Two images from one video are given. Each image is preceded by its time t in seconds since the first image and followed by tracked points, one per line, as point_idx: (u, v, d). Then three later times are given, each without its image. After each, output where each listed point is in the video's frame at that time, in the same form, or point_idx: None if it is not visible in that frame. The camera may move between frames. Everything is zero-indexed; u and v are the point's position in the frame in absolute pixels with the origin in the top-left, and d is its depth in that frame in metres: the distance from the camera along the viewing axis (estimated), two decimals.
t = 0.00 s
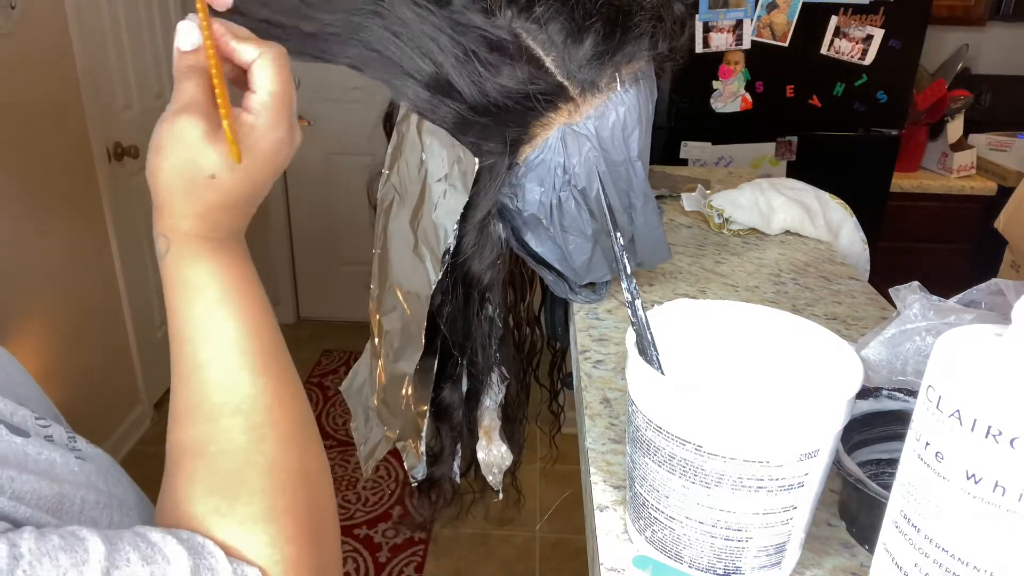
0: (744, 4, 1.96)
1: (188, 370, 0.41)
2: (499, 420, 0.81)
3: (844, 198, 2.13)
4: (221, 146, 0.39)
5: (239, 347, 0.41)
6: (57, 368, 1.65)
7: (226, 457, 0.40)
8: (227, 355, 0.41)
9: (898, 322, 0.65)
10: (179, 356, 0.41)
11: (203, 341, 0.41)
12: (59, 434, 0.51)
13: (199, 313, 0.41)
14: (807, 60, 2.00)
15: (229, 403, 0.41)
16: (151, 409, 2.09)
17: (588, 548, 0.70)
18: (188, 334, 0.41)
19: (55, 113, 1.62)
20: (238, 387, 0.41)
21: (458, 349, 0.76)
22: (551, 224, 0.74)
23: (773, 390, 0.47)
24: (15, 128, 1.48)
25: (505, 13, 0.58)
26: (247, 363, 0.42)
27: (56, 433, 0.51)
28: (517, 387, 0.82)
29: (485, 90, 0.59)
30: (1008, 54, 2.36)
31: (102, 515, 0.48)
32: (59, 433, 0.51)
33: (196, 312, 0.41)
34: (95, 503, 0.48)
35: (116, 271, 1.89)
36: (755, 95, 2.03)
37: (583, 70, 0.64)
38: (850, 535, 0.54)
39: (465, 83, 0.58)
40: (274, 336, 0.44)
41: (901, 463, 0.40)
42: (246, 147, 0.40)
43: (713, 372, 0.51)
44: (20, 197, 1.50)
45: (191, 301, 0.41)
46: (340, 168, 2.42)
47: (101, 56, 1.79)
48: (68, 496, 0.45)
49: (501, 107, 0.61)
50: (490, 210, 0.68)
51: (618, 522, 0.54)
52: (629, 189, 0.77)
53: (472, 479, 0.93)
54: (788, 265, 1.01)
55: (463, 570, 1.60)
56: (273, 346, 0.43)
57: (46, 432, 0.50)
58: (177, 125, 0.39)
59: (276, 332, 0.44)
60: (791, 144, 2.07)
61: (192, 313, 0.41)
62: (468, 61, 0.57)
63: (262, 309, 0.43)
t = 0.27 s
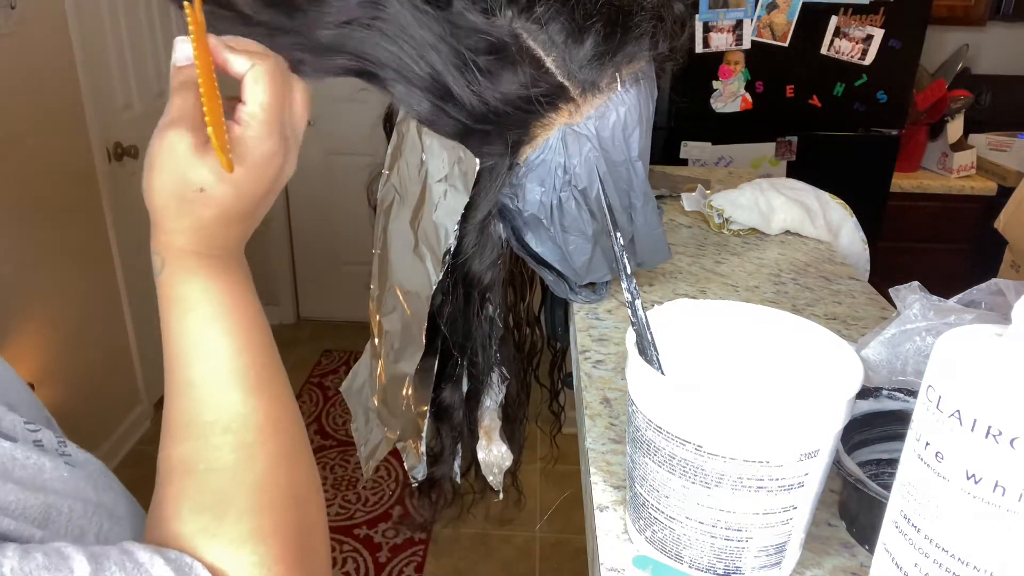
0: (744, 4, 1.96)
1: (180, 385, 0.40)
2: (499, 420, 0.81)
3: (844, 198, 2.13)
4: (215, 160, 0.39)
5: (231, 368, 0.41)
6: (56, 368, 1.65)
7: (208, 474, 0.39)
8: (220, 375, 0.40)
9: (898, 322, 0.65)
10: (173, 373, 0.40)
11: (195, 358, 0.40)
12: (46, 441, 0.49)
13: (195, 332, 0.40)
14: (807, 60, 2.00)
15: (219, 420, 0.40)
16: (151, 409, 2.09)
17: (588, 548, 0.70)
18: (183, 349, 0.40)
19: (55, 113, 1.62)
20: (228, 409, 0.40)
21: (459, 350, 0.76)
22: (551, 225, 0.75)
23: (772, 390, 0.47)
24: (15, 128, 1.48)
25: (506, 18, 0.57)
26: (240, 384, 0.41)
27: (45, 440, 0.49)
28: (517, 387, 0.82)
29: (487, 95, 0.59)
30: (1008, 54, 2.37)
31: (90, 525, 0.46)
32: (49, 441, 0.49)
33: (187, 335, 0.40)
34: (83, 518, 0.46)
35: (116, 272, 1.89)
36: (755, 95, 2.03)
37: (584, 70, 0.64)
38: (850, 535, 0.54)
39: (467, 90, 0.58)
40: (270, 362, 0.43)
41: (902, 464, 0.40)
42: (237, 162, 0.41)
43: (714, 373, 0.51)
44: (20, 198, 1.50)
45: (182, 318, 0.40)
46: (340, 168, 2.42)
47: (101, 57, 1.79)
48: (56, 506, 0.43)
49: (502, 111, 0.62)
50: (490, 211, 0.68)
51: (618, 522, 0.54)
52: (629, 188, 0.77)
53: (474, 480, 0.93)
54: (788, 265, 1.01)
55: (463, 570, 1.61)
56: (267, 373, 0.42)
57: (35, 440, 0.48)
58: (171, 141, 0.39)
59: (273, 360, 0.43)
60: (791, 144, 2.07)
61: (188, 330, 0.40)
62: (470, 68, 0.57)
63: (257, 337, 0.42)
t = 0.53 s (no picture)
0: (744, 4, 1.95)
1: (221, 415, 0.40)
2: (503, 422, 0.82)
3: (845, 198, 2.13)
4: (233, 198, 0.42)
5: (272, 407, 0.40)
6: (56, 369, 1.64)
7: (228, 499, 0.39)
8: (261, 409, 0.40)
9: (898, 322, 0.65)
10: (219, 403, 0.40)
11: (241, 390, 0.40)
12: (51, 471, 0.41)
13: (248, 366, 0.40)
14: (807, 59, 2.00)
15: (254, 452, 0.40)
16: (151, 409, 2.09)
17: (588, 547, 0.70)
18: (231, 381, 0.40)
19: (55, 113, 1.61)
20: (264, 446, 0.40)
21: (463, 354, 0.76)
22: (554, 226, 0.75)
23: (773, 391, 0.47)
24: (15, 128, 1.48)
25: (505, 21, 0.57)
26: (278, 420, 0.40)
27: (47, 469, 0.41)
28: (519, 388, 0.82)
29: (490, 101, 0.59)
30: (1008, 54, 2.37)
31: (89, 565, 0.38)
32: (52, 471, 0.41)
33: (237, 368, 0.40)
34: (70, 563, 0.37)
35: (116, 272, 1.89)
36: (755, 95, 2.03)
37: (585, 71, 0.63)
38: (850, 535, 0.54)
39: (469, 95, 0.57)
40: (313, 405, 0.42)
41: (902, 464, 0.40)
42: (259, 193, 0.43)
43: (714, 373, 0.51)
44: (20, 198, 1.50)
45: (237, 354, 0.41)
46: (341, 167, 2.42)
47: (101, 56, 1.79)
48: (41, 547, 0.37)
49: (505, 115, 0.61)
50: (493, 215, 0.68)
51: (618, 522, 0.54)
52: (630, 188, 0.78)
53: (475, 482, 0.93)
54: (788, 265, 1.01)
55: (463, 570, 1.61)
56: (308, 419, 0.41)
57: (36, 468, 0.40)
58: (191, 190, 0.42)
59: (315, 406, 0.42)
60: (791, 144, 2.07)
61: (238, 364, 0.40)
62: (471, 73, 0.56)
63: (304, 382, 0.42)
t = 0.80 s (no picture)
0: (744, 4, 1.96)
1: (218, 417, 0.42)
2: (504, 424, 0.82)
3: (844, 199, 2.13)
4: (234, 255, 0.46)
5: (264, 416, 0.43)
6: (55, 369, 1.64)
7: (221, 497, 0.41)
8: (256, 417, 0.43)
9: (898, 322, 0.65)
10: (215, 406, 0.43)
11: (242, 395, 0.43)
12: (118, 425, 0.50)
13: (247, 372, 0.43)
14: (807, 59, 2.00)
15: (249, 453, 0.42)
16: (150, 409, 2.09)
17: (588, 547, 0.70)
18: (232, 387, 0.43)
19: (55, 113, 1.62)
20: (258, 478, 0.42)
21: (465, 352, 0.76)
22: (556, 225, 0.75)
23: (774, 391, 0.47)
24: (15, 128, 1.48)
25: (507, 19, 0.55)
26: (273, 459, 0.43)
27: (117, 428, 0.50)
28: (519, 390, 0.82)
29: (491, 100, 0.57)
30: (1007, 54, 2.37)
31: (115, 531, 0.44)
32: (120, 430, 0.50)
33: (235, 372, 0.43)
34: (129, 514, 0.46)
35: (116, 272, 1.89)
36: (755, 95, 2.03)
37: (587, 70, 0.62)
38: (850, 535, 0.54)
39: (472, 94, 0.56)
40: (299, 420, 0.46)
41: (902, 464, 0.40)
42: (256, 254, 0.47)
43: (714, 373, 0.51)
44: (20, 198, 1.50)
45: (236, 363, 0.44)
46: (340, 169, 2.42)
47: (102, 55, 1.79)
48: (78, 506, 0.43)
49: (505, 116, 0.60)
50: (495, 215, 0.68)
51: (618, 522, 0.54)
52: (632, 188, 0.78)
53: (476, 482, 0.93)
54: (788, 265, 1.01)
55: (463, 570, 1.61)
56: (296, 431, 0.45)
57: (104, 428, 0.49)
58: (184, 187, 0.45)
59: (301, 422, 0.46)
60: (791, 144, 2.06)
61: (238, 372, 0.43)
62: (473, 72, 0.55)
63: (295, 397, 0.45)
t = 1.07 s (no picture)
0: (744, 4, 1.96)
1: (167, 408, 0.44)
2: (505, 426, 0.81)
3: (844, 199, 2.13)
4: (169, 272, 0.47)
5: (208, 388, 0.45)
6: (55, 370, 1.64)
7: (208, 474, 0.43)
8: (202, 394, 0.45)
9: (898, 322, 0.65)
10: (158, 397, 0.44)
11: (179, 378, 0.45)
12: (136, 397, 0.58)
13: (179, 353, 0.45)
14: (807, 60, 2.00)
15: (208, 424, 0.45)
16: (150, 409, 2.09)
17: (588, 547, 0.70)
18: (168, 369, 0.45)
19: (54, 113, 1.62)
20: (217, 443, 0.45)
21: (464, 354, 0.76)
22: (555, 227, 0.75)
23: (773, 391, 0.47)
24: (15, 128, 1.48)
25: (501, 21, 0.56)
26: (225, 421, 0.45)
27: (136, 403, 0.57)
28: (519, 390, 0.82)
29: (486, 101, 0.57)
30: (1008, 54, 2.37)
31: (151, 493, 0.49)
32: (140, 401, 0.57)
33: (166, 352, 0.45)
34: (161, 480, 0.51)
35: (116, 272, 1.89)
36: (755, 95, 2.03)
37: (583, 71, 0.62)
38: (850, 535, 0.54)
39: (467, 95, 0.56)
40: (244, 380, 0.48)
41: (902, 464, 0.40)
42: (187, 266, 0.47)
43: (714, 373, 0.51)
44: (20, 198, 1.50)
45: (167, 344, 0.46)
46: (340, 169, 2.42)
47: (102, 55, 1.80)
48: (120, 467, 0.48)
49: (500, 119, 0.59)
50: (494, 217, 0.67)
51: (618, 522, 0.54)
52: (630, 188, 0.78)
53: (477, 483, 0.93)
54: (788, 265, 1.01)
55: (464, 570, 1.60)
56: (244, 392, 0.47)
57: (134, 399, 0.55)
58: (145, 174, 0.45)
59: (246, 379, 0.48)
60: (791, 144, 2.06)
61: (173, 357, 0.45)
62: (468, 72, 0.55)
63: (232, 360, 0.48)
